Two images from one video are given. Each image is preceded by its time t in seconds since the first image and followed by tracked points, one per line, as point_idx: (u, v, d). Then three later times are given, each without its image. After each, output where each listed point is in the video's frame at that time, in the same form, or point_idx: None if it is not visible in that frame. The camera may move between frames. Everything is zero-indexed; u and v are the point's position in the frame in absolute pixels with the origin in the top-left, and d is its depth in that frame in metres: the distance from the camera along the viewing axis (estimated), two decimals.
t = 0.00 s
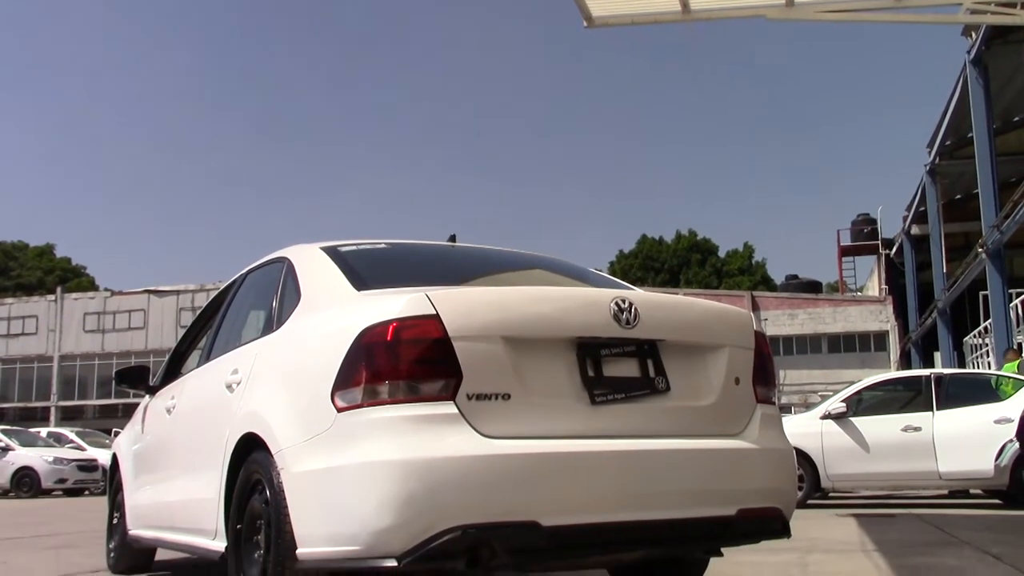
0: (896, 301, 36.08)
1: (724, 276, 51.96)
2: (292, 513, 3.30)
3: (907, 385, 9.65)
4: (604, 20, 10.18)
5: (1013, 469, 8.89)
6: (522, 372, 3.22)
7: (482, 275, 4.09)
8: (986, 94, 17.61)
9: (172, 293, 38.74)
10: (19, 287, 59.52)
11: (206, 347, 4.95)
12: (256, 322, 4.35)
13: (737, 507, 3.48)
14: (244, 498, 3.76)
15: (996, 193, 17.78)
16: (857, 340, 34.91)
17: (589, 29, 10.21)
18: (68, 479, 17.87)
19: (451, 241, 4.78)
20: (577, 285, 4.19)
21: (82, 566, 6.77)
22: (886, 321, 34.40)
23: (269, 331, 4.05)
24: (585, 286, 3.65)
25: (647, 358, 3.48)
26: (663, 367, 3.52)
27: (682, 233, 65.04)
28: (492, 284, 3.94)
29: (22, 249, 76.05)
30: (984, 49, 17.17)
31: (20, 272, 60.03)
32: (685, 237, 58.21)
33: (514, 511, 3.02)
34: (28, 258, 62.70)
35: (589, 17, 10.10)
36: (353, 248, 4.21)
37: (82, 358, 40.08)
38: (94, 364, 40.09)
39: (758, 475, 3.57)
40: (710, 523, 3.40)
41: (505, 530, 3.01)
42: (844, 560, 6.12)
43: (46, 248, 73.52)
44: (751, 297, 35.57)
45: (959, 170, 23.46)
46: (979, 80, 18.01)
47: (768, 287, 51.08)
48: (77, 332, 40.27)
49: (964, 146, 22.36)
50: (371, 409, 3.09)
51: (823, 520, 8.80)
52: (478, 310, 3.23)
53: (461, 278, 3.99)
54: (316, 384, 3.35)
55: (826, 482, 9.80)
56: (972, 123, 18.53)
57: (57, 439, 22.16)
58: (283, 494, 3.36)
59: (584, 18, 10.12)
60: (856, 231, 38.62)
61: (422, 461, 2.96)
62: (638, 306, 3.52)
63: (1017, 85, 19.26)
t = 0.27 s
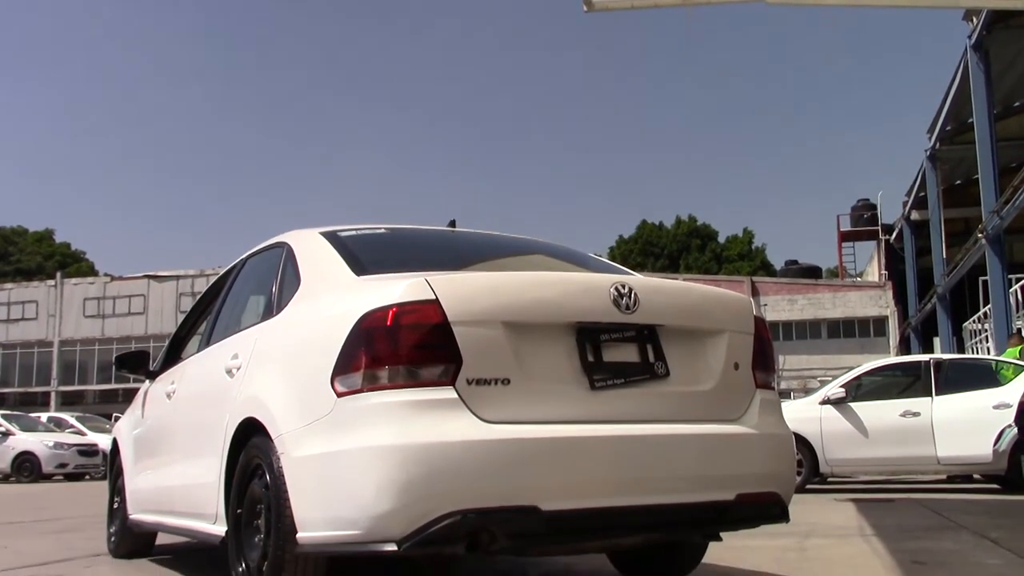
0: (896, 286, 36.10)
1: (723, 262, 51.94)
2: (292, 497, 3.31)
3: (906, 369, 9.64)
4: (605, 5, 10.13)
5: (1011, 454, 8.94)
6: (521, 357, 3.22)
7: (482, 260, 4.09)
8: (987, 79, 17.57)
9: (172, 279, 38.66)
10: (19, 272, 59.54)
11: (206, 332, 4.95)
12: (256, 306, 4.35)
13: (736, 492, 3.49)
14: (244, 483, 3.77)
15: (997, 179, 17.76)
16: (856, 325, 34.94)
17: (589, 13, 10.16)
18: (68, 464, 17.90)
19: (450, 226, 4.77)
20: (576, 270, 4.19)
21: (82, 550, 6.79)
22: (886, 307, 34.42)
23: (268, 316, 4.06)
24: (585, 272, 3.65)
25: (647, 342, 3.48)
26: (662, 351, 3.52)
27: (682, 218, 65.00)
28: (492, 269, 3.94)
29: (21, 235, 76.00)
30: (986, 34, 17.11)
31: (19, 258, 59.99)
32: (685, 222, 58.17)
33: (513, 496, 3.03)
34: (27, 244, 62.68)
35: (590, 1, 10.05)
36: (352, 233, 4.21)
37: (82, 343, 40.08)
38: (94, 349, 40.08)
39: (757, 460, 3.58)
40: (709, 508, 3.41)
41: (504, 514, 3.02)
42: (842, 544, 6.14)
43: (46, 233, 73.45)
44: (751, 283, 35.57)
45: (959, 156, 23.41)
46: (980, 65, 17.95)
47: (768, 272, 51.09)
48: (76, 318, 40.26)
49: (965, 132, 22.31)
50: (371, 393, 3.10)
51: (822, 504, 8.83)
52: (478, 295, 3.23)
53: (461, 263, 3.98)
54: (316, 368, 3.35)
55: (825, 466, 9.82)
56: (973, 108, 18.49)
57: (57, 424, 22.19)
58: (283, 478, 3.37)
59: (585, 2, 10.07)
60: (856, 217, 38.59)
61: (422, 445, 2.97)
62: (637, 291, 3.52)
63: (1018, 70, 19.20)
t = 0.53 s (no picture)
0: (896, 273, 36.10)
1: (723, 248, 51.93)
2: (292, 482, 3.32)
3: (905, 355, 9.64)
4: None
5: (1011, 439, 8.92)
6: (521, 343, 3.23)
7: (481, 246, 4.09)
8: (988, 65, 17.52)
9: (171, 265, 38.61)
10: (18, 258, 59.54)
11: (206, 318, 4.95)
12: (256, 293, 4.35)
13: (735, 478, 3.50)
14: (244, 469, 3.78)
15: (997, 165, 17.74)
16: (856, 312, 34.97)
17: None
18: (69, 450, 17.95)
19: (450, 212, 4.77)
20: (576, 256, 4.19)
21: (83, 536, 6.82)
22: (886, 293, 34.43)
23: (268, 302, 4.05)
24: (585, 258, 3.65)
25: (646, 329, 3.48)
26: (662, 338, 3.52)
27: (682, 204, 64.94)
28: (492, 256, 3.94)
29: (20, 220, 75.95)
30: (987, 20, 17.06)
31: (19, 244, 59.97)
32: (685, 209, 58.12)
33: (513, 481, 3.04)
34: (26, 230, 62.64)
35: None
36: (352, 219, 4.21)
37: (82, 330, 40.10)
38: (93, 335, 40.10)
39: (757, 446, 3.59)
40: (708, 494, 3.42)
41: (504, 500, 3.03)
42: (840, 530, 6.15)
43: (45, 219, 73.42)
44: (751, 269, 35.58)
45: (960, 142, 23.37)
46: (981, 51, 17.90)
47: (768, 259, 51.09)
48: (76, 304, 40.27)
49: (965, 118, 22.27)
50: (371, 379, 3.10)
51: (820, 490, 8.85)
52: (478, 281, 3.23)
53: (461, 250, 3.98)
54: (316, 354, 3.35)
55: (823, 452, 9.84)
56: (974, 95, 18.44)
57: (58, 411, 22.23)
58: (283, 464, 3.38)
59: None
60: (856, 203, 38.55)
61: (423, 430, 2.97)
62: (637, 277, 3.51)
63: (1019, 56, 19.15)
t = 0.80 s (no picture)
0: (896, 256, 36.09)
1: (723, 231, 51.89)
2: (292, 465, 3.33)
3: (904, 339, 9.67)
4: None
5: (1009, 422, 8.95)
6: (521, 326, 3.23)
7: (481, 229, 4.08)
8: (989, 48, 17.46)
9: (171, 248, 38.57)
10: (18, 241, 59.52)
11: (206, 301, 4.94)
12: (255, 276, 4.34)
13: (734, 461, 3.50)
14: (244, 451, 3.79)
15: (997, 148, 17.70)
16: (856, 295, 34.98)
17: None
18: (69, 433, 18.00)
19: (449, 195, 4.76)
20: (575, 240, 4.18)
21: (84, 518, 6.84)
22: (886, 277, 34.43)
23: (268, 285, 4.05)
24: (584, 241, 3.64)
25: (646, 312, 3.48)
26: (662, 321, 3.52)
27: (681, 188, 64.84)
28: (492, 239, 3.93)
29: (19, 203, 75.86)
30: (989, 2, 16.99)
31: (18, 227, 59.94)
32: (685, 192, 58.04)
33: (513, 464, 3.04)
34: (26, 213, 62.57)
35: None
36: (351, 202, 4.20)
37: (82, 313, 40.12)
38: (93, 318, 40.11)
39: (756, 428, 3.59)
40: (708, 476, 3.43)
41: (504, 483, 3.03)
42: (839, 513, 6.17)
43: (44, 202, 73.32)
44: (750, 253, 35.56)
45: (960, 125, 23.32)
46: (982, 33, 17.84)
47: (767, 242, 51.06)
48: (75, 288, 40.26)
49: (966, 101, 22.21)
50: (371, 362, 3.10)
51: (819, 472, 8.88)
52: (477, 265, 3.23)
53: (460, 233, 3.97)
54: (316, 337, 3.35)
55: (822, 435, 9.86)
56: (975, 77, 18.38)
57: (58, 393, 22.23)
58: (283, 446, 3.38)
59: None
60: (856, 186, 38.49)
61: (423, 413, 2.98)
62: (637, 261, 3.51)
63: (1021, 39, 19.08)
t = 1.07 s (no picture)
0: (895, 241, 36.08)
1: (723, 215, 51.85)
2: (292, 448, 3.33)
3: (903, 324, 9.67)
4: None
5: (1007, 406, 8.98)
6: (521, 310, 3.23)
7: (480, 213, 4.08)
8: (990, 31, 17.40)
9: (170, 232, 38.51)
10: (17, 225, 59.47)
11: (206, 285, 4.94)
12: (255, 260, 4.34)
13: (734, 445, 3.51)
14: (244, 435, 3.80)
15: (998, 132, 17.67)
16: (855, 279, 34.99)
17: None
18: (69, 416, 18.02)
19: (448, 179, 4.75)
20: (575, 224, 4.18)
21: (84, 501, 6.86)
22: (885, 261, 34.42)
23: (267, 269, 4.05)
24: (583, 225, 3.64)
25: (645, 296, 3.48)
26: (662, 305, 3.52)
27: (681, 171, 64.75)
28: (491, 223, 3.93)
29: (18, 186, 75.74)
30: None
31: (17, 211, 59.87)
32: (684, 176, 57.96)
33: (513, 447, 3.05)
34: (25, 197, 62.48)
35: None
36: (351, 186, 4.19)
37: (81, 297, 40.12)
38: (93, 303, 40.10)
39: (756, 412, 3.60)
40: (707, 460, 3.44)
41: (503, 466, 3.04)
42: (838, 496, 6.19)
43: (43, 186, 73.21)
44: (750, 237, 35.55)
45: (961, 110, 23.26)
46: (983, 17, 17.78)
47: (767, 226, 51.02)
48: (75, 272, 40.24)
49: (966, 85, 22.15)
50: (371, 346, 3.10)
51: (818, 456, 8.90)
52: (477, 249, 3.22)
53: (460, 217, 3.97)
54: (315, 321, 3.35)
55: (821, 419, 9.88)
56: (976, 61, 18.32)
57: (58, 376, 22.25)
58: (283, 430, 3.39)
59: None
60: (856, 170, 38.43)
61: (423, 397, 2.98)
62: (636, 245, 3.51)
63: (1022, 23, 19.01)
